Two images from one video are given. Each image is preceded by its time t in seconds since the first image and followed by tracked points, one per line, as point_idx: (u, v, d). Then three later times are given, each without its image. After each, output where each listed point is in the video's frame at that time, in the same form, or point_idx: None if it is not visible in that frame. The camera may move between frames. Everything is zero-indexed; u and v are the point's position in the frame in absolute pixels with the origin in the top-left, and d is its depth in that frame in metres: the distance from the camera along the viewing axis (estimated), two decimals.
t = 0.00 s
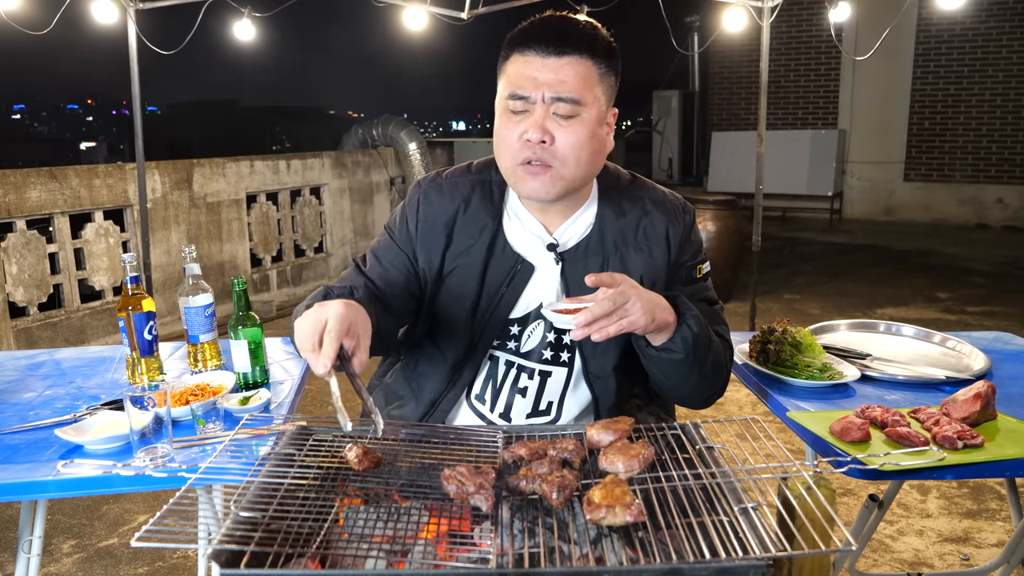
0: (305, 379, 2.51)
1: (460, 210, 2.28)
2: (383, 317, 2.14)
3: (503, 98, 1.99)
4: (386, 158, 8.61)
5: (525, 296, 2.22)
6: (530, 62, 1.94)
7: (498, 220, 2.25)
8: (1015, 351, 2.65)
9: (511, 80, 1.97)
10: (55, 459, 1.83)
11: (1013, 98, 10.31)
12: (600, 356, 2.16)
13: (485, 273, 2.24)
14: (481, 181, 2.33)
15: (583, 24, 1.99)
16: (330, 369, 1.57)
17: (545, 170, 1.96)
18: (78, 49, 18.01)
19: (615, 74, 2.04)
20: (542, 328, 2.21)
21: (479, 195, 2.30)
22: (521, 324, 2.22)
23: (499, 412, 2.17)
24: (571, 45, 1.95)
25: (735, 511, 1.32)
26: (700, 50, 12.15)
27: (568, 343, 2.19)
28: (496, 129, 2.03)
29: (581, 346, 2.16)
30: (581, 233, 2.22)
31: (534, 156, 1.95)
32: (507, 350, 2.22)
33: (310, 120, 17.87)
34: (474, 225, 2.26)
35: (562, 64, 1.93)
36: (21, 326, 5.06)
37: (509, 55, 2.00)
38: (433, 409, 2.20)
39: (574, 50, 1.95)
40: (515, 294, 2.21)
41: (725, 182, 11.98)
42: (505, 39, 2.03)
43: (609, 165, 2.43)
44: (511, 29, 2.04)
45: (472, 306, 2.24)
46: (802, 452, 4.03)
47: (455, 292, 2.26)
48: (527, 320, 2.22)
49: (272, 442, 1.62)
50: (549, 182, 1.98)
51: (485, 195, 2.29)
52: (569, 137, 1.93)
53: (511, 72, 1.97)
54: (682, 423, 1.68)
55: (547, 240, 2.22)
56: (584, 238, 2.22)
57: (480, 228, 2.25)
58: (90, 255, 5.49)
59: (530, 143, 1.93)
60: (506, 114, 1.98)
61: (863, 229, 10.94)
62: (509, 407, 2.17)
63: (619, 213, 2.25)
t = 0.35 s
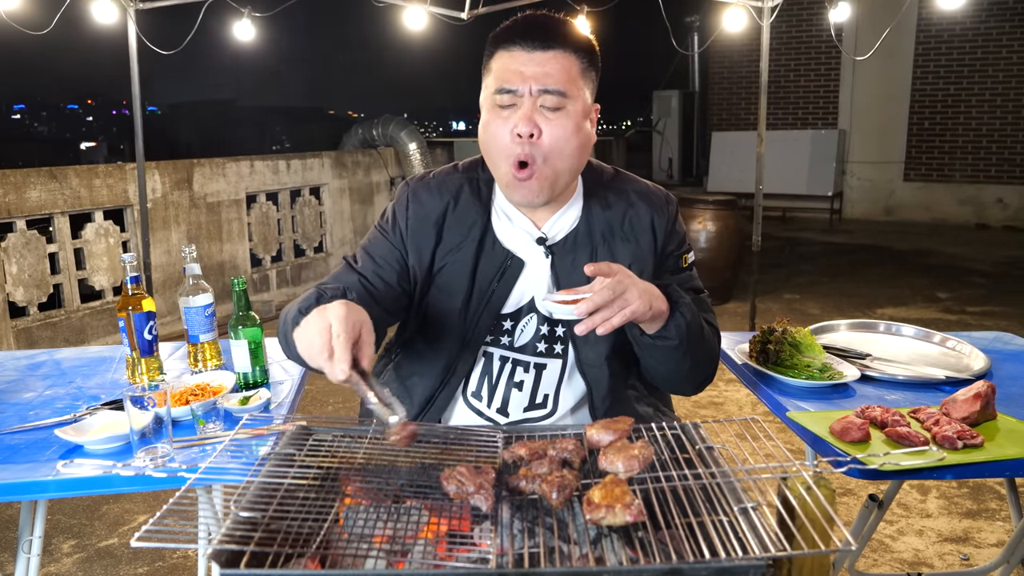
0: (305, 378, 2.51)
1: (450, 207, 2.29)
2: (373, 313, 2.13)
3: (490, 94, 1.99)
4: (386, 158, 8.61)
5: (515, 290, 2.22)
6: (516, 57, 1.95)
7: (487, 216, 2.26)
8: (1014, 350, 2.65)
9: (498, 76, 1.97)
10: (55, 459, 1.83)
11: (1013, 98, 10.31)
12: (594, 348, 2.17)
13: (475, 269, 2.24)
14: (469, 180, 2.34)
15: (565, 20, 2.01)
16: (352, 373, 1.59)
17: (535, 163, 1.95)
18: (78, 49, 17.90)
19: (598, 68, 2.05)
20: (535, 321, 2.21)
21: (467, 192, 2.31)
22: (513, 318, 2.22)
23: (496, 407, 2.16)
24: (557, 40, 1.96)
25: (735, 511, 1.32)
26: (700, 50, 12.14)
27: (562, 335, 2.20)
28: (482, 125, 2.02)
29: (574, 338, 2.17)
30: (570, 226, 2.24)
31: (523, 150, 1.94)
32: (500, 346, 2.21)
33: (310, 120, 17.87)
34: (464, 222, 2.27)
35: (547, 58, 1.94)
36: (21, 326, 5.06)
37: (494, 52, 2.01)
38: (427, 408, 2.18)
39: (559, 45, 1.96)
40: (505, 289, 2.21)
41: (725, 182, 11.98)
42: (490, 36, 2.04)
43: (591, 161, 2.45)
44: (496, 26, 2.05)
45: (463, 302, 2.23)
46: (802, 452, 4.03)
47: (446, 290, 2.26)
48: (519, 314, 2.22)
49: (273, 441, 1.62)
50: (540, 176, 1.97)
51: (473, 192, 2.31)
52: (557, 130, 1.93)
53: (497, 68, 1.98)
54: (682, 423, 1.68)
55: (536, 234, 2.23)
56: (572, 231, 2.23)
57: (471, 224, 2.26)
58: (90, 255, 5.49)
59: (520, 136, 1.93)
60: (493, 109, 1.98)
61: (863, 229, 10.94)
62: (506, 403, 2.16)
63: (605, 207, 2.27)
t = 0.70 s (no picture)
0: (304, 378, 2.51)
1: (449, 205, 2.29)
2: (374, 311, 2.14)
3: (490, 95, 1.98)
4: (386, 158, 8.60)
5: (514, 287, 2.22)
6: (517, 57, 1.95)
7: (486, 213, 2.25)
8: (1015, 350, 2.65)
9: (497, 76, 1.97)
10: (55, 459, 1.83)
11: (1013, 98, 10.31)
12: (593, 343, 2.17)
13: (474, 266, 2.24)
14: (468, 178, 2.34)
15: (564, 20, 2.01)
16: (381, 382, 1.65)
17: (535, 164, 1.96)
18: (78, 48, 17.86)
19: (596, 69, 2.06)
20: (534, 317, 2.21)
21: (466, 190, 2.31)
22: (513, 315, 2.22)
23: (496, 404, 2.16)
24: (556, 41, 1.96)
25: (735, 511, 1.32)
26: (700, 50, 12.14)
27: (561, 331, 2.19)
28: (481, 125, 2.02)
29: (573, 334, 2.17)
30: (568, 222, 2.24)
31: (523, 150, 1.94)
32: (500, 343, 2.22)
33: (310, 120, 17.87)
34: (463, 219, 2.27)
35: (547, 58, 1.94)
36: (21, 326, 5.06)
37: (493, 53, 2.00)
38: (427, 406, 2.18)
39: (558, 46, 1.96)
40: (504, 286, 2.21)
41: (725, 182, 11.98)
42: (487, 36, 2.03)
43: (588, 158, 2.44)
44: (494, 27, 2.05)
45: (462, 299, 2.23)
46: (802, 452, 4.03)
47: (446, 287, 2.26)
48: (518, 311, 2.22)
49: (273, 441, 1.62)
50: (540, 176, 1.98)
51: (472, 189, 2.31)
52: (557, 130, 1.93)
53: (496, 69, 1.97)
54: (683, 423, 1.68)
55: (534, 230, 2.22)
56: (570, 227, 2.23)
57: (469, 222, 2.26)
58: (90, 255, 5.49)
59: (520, 138, 1.93)
60: (493, 110, 1.98)
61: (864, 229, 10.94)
62: (506, 399, 2.16)
63: (603, 203, 2.27)
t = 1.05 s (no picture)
0: (305, 378, 2.51)
1: (453, 204, 2.29)
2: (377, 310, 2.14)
3: (498, 101, 1.98)
4: (386, 158, 8.59)
5: (517, 287, 2.22)
6: (526, 65, 1.94)
7: (489, 214, 2.26)
8: (1015, 351, 2.64)
9: (506, 83, 1.96)
10: (55, 459, 1.83)
11: (1013, 97, 10.31)
12: (595, 344, 2.17)
13: (477, 266, 2.24)
14: (472, 177, 2.34)
15: (574, 26, 1.99)
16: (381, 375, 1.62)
17: (541, 173, 1.98)
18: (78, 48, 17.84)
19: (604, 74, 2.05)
20: (537, 318, 2.22)
21: (471, 189, 2.31)
22: (516, 315, 2.23)
23: (497, 404, 2.16)
24: (566, 48, 1.95)
25: (735, 511, 1.32)
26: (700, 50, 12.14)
27: (563, 332, 2.20)
28: (489, 131, 2.02)
29: (576, 334, 2.17)
30: (572, 224, 2.24)
31: (530, 159, 1.96)
32: (502, 343, 2.22)
33: (310, 121, 17.86)
34: (466, 219, 2.26)
35: (556, 67, 1.93)
36: (21, 326, 5.06)
37: (502, 58, 1.99)
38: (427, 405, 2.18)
39: (567, 54, 1.94)
40: (507, 286, 2.21)
41: (725, 182, 11.98)
42: (496, 38, 2.01)
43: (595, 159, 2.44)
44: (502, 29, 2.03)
45: (465, 298, 2.23)
46: (802, 452, 4.03)
47: (449, 286, 2.26)
48: (521, 311, 2.22)
49: (272, 441, 1.62)
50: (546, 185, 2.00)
51: (476, 188, 2.31)
52: (565, 140, 1.94)
53: (505, 76, 1.96)
54: (682, 423, 1.68)
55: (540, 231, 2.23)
56: (575, 229, 2.24)
57: (473, 221, 2.25)
58: (90, 255, 5.49)
59: (528, 147, 1.94)
60: (501, 116, 1.98)
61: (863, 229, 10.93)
62: (508, 399, 2.15)
63: (607, 205, 2.27)
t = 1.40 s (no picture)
0: (305, 378, 2.51)
1: (456, 205, 2.29)
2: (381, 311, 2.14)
3: (507, 104, 1.97)
4: (387, 158, 8.59)
5: (521, 288, 2.22)
6: (537, 69, 1.93)
7: (492, 215, 2.26)
8: (1015, 350, 2.64)
9: (515, 86, 1.95)
10: (55, 459, 1.83)
11: (1013, 97, 10.31)
12: (598, 345, 2.17)
13: (480, 266, 2.24)
14: (475, 179, 2.34)
15: (582, 30, 1.99)
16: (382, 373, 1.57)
17: (550, 177, 1.98)
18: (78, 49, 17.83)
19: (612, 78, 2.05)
20: (540, 318, 2.22)
21: (474, 190, 2.32)
22: (519, 316, 2.22)
23: (499, 404, 2.16)
24: (576, 53, 1.94)
25: (735, 511, 1.32)
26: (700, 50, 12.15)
27: (566, 332, 2.20)
28: (497, 131, 2.02)
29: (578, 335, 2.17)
30: (576, 224, 2.23)
31: (539, 163, 1.96)
32: (505, 343, 2.21)
33: (310, 121, 17.88)
34: (470, 220, 2.26)
35: (567, 71, 1.92)
36: (21, 326, 5.05)
37: (512, 61, 1.98)
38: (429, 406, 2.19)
39: (577, 59, 1.94)
40: (510, 287, 2.21)
41: (725, 182, 11.98)
42: (506, 39, 2.01)
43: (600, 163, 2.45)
44: (511, 31, 2.02)
45: (467, 299, 2.23)
46: (802, 452, 4.03)
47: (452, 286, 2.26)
48: (524, 312, 2.22)
49: (272, 441, 1.62)
50: (554, 188, 2.01)
51: (479, 189, 2.32)
52: (573, 145, 1.94)
53: (515, 78, 1.96)
54: (683, 423, 1.68)
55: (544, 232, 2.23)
56: (578, 230, 2.23)
57: (476, 223, 2.26)
58: (90, 255, 5.49)
59: (537, 150, 1.94)
60: (510, 119, 1.97)
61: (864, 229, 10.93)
62: (511, 400, 2.15)
63: (611, 207, 2.27)
